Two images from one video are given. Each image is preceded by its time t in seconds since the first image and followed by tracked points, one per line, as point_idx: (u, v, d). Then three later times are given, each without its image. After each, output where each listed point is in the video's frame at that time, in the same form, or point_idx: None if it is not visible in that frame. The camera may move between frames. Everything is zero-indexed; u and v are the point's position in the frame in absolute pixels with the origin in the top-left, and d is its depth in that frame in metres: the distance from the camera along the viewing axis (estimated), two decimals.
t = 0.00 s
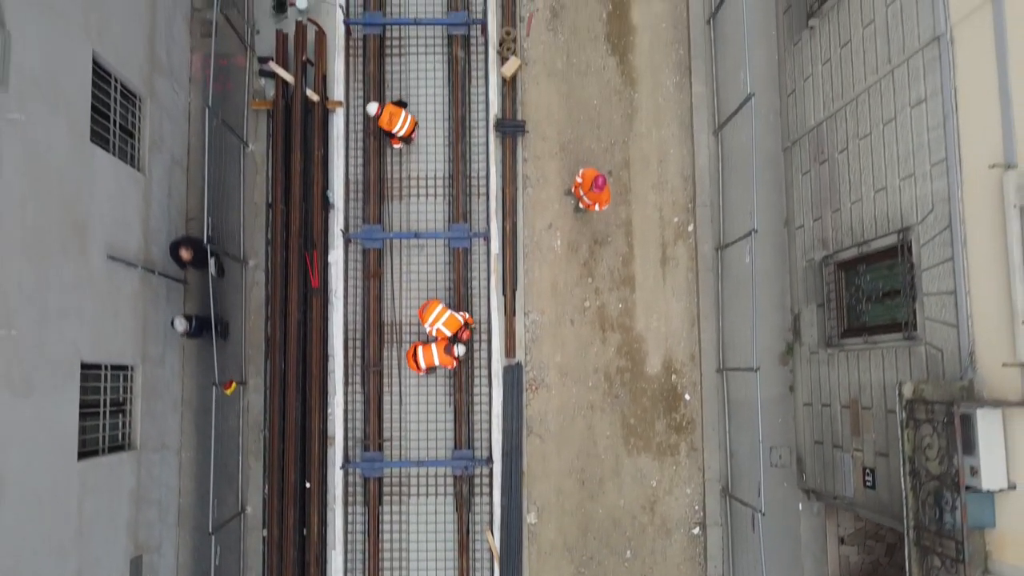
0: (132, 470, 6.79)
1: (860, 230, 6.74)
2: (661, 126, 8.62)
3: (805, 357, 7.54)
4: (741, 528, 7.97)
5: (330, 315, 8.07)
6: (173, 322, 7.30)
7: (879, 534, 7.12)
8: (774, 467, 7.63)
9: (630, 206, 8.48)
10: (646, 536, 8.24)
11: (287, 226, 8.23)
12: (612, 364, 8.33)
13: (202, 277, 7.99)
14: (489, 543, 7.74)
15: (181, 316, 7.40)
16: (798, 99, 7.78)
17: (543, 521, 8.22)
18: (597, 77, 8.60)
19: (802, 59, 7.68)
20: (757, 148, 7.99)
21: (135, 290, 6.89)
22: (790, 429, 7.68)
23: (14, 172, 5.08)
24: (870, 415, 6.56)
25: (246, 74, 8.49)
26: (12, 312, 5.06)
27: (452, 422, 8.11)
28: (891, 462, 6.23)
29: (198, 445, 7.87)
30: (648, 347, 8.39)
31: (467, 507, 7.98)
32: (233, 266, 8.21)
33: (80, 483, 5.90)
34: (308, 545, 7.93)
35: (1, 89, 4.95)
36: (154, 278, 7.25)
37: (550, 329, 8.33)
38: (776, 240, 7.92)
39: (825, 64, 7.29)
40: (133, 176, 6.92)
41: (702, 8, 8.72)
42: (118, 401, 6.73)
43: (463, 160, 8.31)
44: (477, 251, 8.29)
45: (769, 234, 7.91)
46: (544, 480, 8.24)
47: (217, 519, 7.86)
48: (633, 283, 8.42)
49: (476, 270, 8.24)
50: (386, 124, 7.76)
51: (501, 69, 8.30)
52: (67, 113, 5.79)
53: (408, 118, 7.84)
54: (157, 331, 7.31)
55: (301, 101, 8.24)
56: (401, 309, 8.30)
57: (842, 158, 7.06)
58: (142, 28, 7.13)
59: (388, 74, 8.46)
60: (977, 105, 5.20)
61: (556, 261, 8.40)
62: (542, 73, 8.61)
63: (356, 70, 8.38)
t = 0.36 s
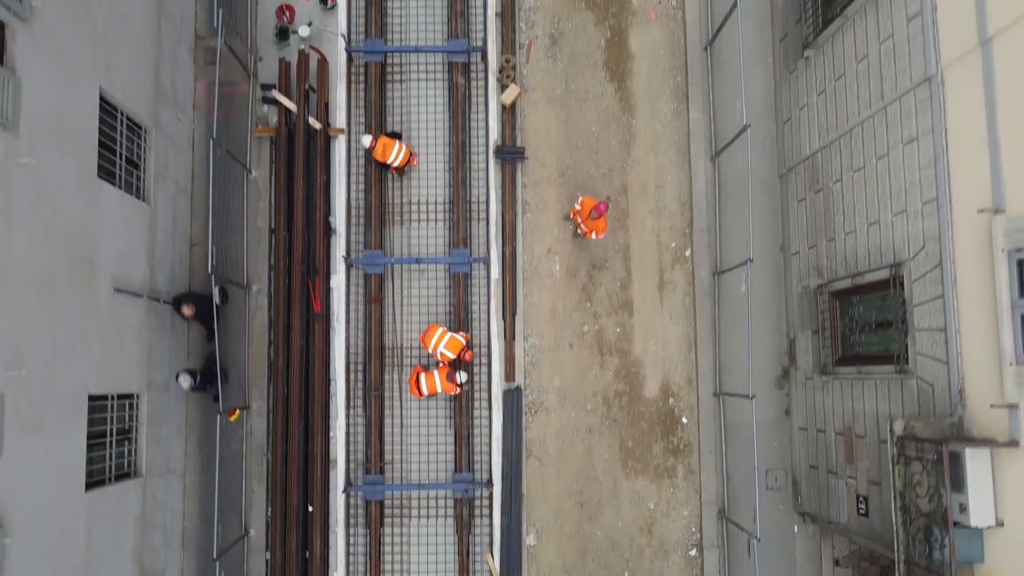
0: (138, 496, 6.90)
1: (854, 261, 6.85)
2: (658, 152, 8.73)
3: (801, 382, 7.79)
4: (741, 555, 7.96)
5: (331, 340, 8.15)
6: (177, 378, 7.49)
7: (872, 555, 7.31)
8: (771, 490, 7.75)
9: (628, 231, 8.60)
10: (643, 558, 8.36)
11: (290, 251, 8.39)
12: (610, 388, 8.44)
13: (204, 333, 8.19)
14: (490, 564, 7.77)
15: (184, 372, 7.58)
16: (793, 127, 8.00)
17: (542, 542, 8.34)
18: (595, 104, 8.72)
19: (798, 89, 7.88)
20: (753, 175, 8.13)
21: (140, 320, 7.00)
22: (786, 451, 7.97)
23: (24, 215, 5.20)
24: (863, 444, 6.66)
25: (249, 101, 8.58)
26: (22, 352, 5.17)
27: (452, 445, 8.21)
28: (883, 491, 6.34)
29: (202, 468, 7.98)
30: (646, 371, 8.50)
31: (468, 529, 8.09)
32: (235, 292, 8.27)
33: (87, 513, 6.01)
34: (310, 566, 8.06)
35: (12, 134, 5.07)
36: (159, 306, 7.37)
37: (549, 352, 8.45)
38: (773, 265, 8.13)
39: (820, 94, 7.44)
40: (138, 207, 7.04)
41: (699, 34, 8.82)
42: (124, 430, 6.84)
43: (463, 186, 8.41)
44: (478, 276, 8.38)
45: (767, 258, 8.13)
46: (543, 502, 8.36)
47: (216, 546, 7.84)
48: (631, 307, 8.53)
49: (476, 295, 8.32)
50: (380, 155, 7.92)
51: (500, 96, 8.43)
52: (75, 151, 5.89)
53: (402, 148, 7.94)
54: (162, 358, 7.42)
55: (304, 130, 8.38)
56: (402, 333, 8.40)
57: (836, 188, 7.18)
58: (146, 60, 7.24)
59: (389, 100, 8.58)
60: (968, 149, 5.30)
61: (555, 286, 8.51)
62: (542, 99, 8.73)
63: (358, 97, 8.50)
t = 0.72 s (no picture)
0: (143, 520, 6.99)
1: (849, 289, 6.95)
2: (656, 175, 8.82)
3: (797, 405, 7.94)
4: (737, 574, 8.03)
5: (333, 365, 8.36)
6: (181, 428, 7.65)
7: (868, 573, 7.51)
8: (767, 510, 8.06)
9: (626, 253, 8.70)
10: None
11: (293, 274, 8.47)
12: (609, 409, 8.55)
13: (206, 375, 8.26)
14: None
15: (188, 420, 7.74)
16: (789, 152, 8.15)
17: (541, 562, 8.44)
18: (594, 127, 8.83)
19: (795, 115, 8.01)
20: (751, 199, 8.37)
21: (145, 347, 7.10)
22: (783, 471, 8.19)
23: (34, 252, 5.30)
24: (858, 469, 6.74)
25: (253, 125, 8.68)
26: (31, 387, 5.27)
27: (453, 466, 8.30)
28: (877, 517, 6.43)
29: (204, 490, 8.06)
30: (644, 392, 8.60)
31: (468, 549, 8.19)
32: (238, 315, 8.36)
33: (94, 540, 6.10)
34: None
35: (23, 174, 5.18)
36: (163, 331, 7.46)
37: (548, 374, 8.56)
38: (771, 287, 8.37)
39: (816, 122, 7.55)
40: (143, 234, 7.14)
41: (697, 59, 8.92)
42: (129, 455, 6.93)
43: (463, 209, 8.51)
44: (478, 298, 8.46)
45: (765, 281, 8.36)
46: (542, 522, 8.47)
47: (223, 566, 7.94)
48: (630, 329, 8.63)
49: (476, 317, 8.39)
50: (386, 177, 7.98)
51: (500, 120, 8.54)
52: (82, 185, 5.99)
53: (407, 172, 8.05)
54: (166, 381, 7.52)
55: (306, 155, 8.49)
56: (404, 354, 8.50)
57: (831, 216, 7.29)
58: (151, 89, 7.35)
59: (390, 124, 8.68)
60: (957, 187, 5.41)
61: (554, 308, 8.62)
62: (541, 123, 8.83)
63: (360, 121, 8.60)
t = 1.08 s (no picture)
0: (150, 547, 7.11)
1: (844, 320, 7.07)
2: (654, 201, 8.94)
3: (792, 430, 8.07)
4: None
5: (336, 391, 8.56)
6: (183, 485, 7.67)
7: None
8: (763, 533, 8.15)
9: (625, 279, 8.82)
10: None
11: (296, 300, 8.60)
12: (608, 433, 8.67)
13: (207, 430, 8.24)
14: None
15: (190, 476, 7.74)
16: (786, 180, 8.25)
17: None
18: (593, 154, 8.94)
19: (791, 144, 8.12)
20: (747, 225, 8.46)
21: (151, 376, 7.21)
22: (779, 495, 8.31)
23: (44, 293, 5.42)
24: (852, 498, 6.85)
25: (256, 153, 8.82)
26: (42, 426, 5.39)
27: (454, 490, 8.41)
28: (870, 546, 6.53)
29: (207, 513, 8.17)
30: (643, 417, 8.72)
31: (469, 572, 8.31)
32: (243, 342, 8.47)
33: (102, 570, 6.22)
34: None
35: (32, 219, 5.29)
36: (168, 359, 7.57)
37: (548, 398, 8.67)
38: (767, 311, 8.48)
39: (811, 153, 7.66)
40: (149, 265, 7.25)
41: (695, 86, 9.03)
42: (136, 484, 7.03)
43: (465, 236, 8.63)
44: (478, 324, 8.56)
45: (760, 305, 8.49)
46: (542, 545, 8.59)
47: None
48: (628, 353, 8.75)
49: (476, 342, 8.49)
50: (398, 200, 8.10)
51: (500, 148, 8.64)
52: (90, 222, 6.10)
53: (418, 195, 8.18)
54: (172, 409, 7.63)
55: (310, 183, 8.66)
56: (405, 378, 8.62)
57: (826, 247, 7.40)
58: (156, 122, 7.46)
59: (392, 150, 8.81)
60: (950, 228, 5.52)
61: (554, 333, 8.74)
62: (541, 150, 8.95)
63: (362, 148, 8.72)
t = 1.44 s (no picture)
0: (155, 571, 7.20)
1: (839, 348, 7.17)
2: (653, 224, 9.04)
3: (789, 452, 8.17)
4: None
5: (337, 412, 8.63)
6: (190, 535, 7.76)
7: None
8: (761, 554, 8.35)
9: (624, 302, 8.93)
10: None
11: (299, 324, 8.74)
12: (607, 455, 8.78)
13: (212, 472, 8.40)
14: None
15: (196, 525, 7.87)
16: (783, 206, 8.36)
17: None
18: (592, 178, 9.06)
19: (788, 170, 8.22)
20: (743, 248, 8.64)
21: (157, 402, 7.31)
22: (776, 516, 8.43)
23: (54, 330, 5.54)
24: (847, 524, 6.94)
25: (259, 177, 8.91)
26: (51, 460, 5.49)
27: (455, 511, 8.51)
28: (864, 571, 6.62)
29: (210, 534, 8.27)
30: (641, 438, 8.82)
31: None
32: (246, 365, 8.57)
33: None
34: None
35: (43, 258, 5.41)
36: (173, 384, 7.67)
37: (547, 420, 8.78)
38: (763, 335, 8.61)
39: (808, 181, 7.75)
40: (155, 293, 7.36)
41: (693, 111, 9.14)
42: (142, 509, 7.12)
43: (465, 259, 8.72)
44: (479, 346, 8.65)
45: (757, 329, 8.61)
46: (542, 565, 8.69)
47: None
48: (627, 376, 8.87)
49: (476, 365, 8.60)
50: (402, 222, 8.20)
51: (500, 172, 8.75)
52: (98, 256, 6.21)
53: (422, 219, 8.25)
54: (176, 433, 7.73)
55: (312, 208, 8.79)
56: (407, 400, 8.69)
57: (822, 274, 7.50)
58: (161, 151, 7.56)
59: (394, 174, 8.90)
60: (942, 265, 5.63)
61: (553, 355, 8.85)
62: (540, 174, 9.06)
63: (364, 172, 8.80)
